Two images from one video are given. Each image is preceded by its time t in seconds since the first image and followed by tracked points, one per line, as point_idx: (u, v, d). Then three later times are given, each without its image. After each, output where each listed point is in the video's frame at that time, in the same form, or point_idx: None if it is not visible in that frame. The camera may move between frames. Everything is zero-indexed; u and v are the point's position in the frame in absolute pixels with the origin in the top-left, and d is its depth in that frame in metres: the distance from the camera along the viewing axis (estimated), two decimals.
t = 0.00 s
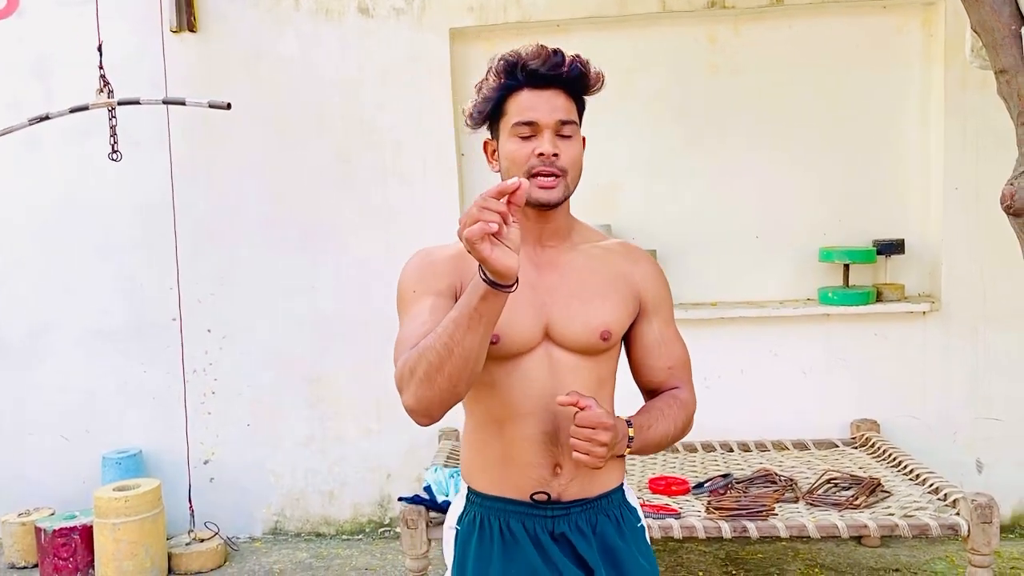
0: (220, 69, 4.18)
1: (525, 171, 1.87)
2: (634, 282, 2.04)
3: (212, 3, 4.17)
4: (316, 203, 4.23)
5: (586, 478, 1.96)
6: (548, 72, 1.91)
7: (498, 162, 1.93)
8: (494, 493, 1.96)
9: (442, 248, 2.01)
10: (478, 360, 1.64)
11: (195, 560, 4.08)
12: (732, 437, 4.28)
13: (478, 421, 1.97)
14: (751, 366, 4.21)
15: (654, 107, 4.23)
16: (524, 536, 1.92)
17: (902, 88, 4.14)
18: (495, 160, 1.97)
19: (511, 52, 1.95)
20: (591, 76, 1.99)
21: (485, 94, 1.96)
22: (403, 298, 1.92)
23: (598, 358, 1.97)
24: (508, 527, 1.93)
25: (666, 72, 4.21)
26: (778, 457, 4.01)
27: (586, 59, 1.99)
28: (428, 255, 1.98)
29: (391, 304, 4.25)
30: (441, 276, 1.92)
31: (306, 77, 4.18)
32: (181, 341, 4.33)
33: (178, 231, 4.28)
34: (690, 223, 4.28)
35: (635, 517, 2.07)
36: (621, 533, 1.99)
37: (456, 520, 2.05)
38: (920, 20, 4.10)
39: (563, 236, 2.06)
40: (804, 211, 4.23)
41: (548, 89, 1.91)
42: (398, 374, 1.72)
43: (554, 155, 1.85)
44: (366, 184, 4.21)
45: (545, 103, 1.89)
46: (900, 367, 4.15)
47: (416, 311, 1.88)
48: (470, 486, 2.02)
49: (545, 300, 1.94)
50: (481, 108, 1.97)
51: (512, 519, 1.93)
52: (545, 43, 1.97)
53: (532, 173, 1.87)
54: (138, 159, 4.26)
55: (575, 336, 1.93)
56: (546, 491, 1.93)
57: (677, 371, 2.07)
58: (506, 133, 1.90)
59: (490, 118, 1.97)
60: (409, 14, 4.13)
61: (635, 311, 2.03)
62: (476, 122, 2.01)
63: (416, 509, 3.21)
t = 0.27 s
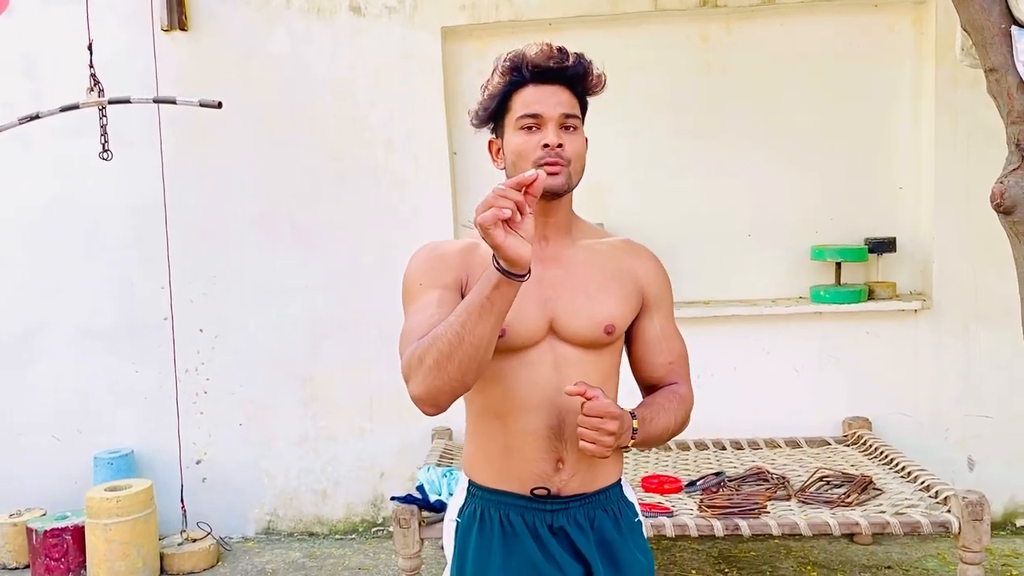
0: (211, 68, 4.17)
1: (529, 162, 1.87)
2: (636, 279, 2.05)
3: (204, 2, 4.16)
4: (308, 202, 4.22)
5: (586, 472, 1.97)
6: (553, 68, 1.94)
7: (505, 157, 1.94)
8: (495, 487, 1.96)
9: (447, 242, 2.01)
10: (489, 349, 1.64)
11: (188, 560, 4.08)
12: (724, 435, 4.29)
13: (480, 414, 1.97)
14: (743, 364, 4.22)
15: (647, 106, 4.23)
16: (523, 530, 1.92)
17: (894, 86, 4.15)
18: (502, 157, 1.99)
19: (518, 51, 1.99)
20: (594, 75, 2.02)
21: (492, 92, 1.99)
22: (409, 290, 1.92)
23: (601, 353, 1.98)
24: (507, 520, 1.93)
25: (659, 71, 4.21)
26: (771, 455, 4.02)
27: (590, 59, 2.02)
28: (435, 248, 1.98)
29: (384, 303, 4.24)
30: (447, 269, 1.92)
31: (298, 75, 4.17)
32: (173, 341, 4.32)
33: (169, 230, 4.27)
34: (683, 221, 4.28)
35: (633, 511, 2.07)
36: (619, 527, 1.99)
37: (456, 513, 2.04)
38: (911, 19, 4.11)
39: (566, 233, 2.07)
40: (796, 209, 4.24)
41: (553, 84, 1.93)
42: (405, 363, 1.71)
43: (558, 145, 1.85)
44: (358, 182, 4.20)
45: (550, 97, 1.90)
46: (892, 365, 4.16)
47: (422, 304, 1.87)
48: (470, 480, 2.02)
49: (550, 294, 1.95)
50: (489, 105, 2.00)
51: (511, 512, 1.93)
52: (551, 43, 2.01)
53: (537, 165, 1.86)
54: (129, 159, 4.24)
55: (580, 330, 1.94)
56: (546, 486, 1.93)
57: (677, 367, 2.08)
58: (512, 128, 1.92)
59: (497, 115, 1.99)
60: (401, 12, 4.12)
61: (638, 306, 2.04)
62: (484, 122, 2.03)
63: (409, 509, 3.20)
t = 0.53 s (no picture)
0: (204, 66, 4.16)
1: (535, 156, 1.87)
2: (636, 278, 2.06)
3: None
4: (301, 200, 4.21)
5: (583, 467, 1.97)
6: (556, 65, 1.95)
7: (508, 154, 1.94)
8: (491, 481, 1.96)
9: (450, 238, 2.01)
10: (498, 335, 1.63)
11: (181, 560, 4.06)
12: (718, 433, 4.29)
13: (479, 410, 1.97)
14: (737, 362, 4.22)
15: (640, 104, 4.23)
16: (518, 523, 1.92)
17: (887, 84, 4.16)
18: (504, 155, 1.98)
19: (518, 50, 2.00)
20: (593, 73, 2.04)
21: (493, 89, 1.99)
22: (411, 285, 1.92)
23: (601, 351, 1.98)
24: (503, 513, 1.93)
25: (653, 69, 4.21)
26: (764, 453, 4.02)
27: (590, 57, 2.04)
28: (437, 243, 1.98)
29: (377, 302, 4.24)
30: (449, 265, 1.92)
31: (291, 73, 4.16)
32: (166, 340, 4.31)
33: (162, 229, 4.25)
34: (677, 219, 4.28)
35: (629, 506, 2.07)
36: (614, 521, 1.99)
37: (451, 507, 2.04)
38: (904, 17, 4.12)
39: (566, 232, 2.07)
40: (790, 208, 4.25)
41: (555, 79, 1.94)
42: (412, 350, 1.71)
43: (564, 138, 1.85)
44: (351, 181, 4.19)
45: (553, 92, 1.91)
46: (884, 363, 4.17)
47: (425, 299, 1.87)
48: (467, 475, 2.02)
49: (551, 291, 1.95)
50: (490, 103, 2.00)
51: (507, 505, 1.93)
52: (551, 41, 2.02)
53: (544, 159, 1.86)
54: (121, 157, 4.23)
55: (580, 328, 1.94)
56: (542, 480, 1.93)
57: (676, 365, 2.08)
58: (516, 124, 1.92)
59: (499, 112, 1.99)
60: (394, 10, 4.11)
61: (637, 305, 2.04)
62: (484, 121, 2.03)
63: (403, 508, 3.20)
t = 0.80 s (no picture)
0: (197, 64, 4.14)
1: (549, 162, 1.87)
2: (636, 277, 2.04)
3: None
4: (296, 199, 4.20)
5: (582, 465, 1.97)
6: (568, 68, 1.95)
7: (517, 156, 1.93)
8: (491, 481, 1.96)
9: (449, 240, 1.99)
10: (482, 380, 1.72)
11: (176, 560, 4.06)
12: (713, 431, 4.30)
13: (479, 411, 1.97)
14: (731, 360, 4.23)
15: (636, 103, 4.24)
16: (519, 521, 1.92)
17: (881, 83, 4.17)
18: (511, 156, 1.97)
19: (525, 50, 1.98)
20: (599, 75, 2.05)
21: (500, 90, 1.96)
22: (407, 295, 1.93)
23: (600, 352, 1.98)
24: (504, 512, 1.93)
25: (647, 68, 4.21)
26: (759, 451, 4.03)
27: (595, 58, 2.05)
28: (435, 249, 1.97)
29: (372, 301, 4.23)
30: (445, 274, 1.93)
31: (285, 71, 4.15)
32: (160, 339, 4.30)
33: (155, 228, 4.24)
34: (671, 218, 4.29)
35: (627, 502, 2.08)
36: (614, 518, 2.00)
37: (452, 504, 2.04)
38: (898, 15, 4.13)
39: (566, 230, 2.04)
40: (784, 206, 4.25)
41: (566, 84, 1.95)
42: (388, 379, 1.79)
43: (580, 145, 1.86)
44: (346, 179, 4.19)
45: (566, 96, 1.92)
46: (878, 361, 4.18)
47: (418, 315, 1.88)
48: (467, 473, 2.02)
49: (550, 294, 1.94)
50: (497, 103, 1.97)
51: (507, 504, 1.93)
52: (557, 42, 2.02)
53: (559, 164, 1.87)
54: (115, 156, 4.21)
55: (579, 330, 1.94)
56: (542, 479, 1.93)
57: (673, 364, 2.09)
58: (528, 128, 1.91)
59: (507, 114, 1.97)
60: (389, 8, 4.11)
61: (636, 305, 2.04)
62: (488, 120, 2.00)
63: (398, 507, 3.20)
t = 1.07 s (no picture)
0: (193, 61, 4.14)
1: (555, 180, 1.90)
2: (636, 280, 2.08)
3: None
4: (292, 197, 4.20)
5: (581, 460, 2.02)
6: (589, 83, 1.94)
7: (524, 163, 1.95)
8: (492, 476, 2.00)
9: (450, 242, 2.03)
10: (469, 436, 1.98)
11: (172, 558, 4.05)
12: (709, 429, 4.31)
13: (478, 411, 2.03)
14: (727, 358, 4.23)
15: (632, 101, 4.24)
16: (519, 516, 1.96)
17: (877, 82, 4.18)
18: (516, 158, 1.98)
19: (547, 54, 1.95)
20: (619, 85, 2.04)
21: (516, 92, 1.95)
22: (401, 309, 1.99)
23: (596, 355, 2.05)
24: (504, 507, 1.97)
25: (644, 66, 4.21)
26: (755, 449, 4.04)
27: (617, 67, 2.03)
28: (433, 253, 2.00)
29: (369, 299, 4.23)
30: (442, 284, 1.97)
31: (280, 68, 4.14)
32: (155, 337, 4.29)
33: (151, 226, 4.24)
34: (668, 216, 4.29)
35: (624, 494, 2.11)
36: (612, 511, 2.03)
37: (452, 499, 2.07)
38: (894, 13, 4.14)
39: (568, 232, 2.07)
40: (780, 204, 4.26)
41: (584, 99, 1.94)
42: (383, 403, 1.96)
43: (589, 168, 1.89)
44: (342, 178, 4.18)
45: (582, 113, 1.91)
46: (874, 359, 4.19)
47: (415, 331, 1.97)
48: (468, 469, 2.06)
49: (549, 298, 1.99)
50: (511, 106, 1.96)
51: (507, 499, 1.97)
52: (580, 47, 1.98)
53: (564, 182, 1.90)
54: (110, 154, 4.20)
55: (576, 335, 1.99)
56: (541, 475, 1.98)
57: (679, 360, 2.11)
58: (539, 139, 1.91)
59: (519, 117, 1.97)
60: (385, 6, 4.11)
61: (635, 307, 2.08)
62: (499, 117, 2.00)
63: (395, 505, 3.19)
